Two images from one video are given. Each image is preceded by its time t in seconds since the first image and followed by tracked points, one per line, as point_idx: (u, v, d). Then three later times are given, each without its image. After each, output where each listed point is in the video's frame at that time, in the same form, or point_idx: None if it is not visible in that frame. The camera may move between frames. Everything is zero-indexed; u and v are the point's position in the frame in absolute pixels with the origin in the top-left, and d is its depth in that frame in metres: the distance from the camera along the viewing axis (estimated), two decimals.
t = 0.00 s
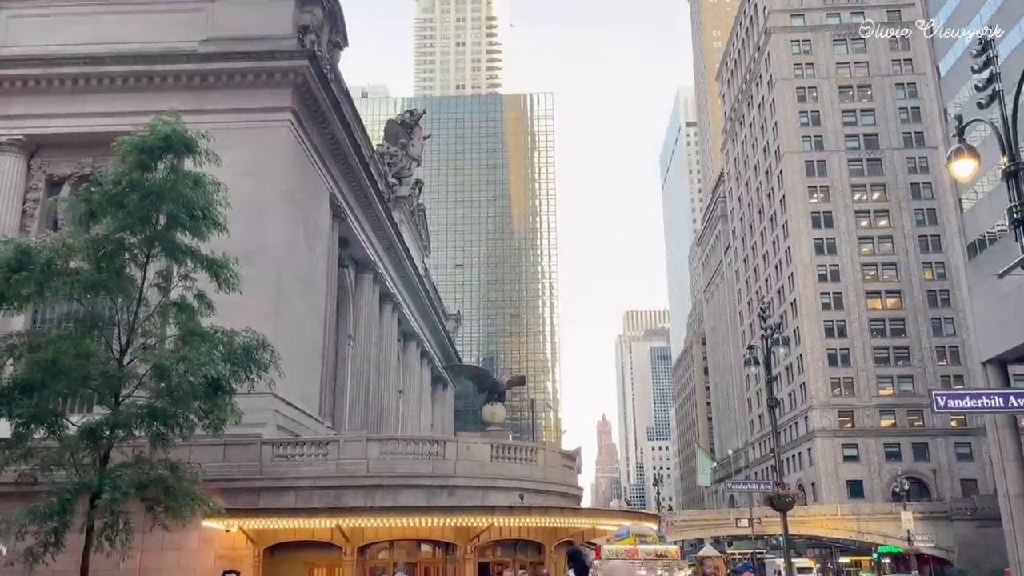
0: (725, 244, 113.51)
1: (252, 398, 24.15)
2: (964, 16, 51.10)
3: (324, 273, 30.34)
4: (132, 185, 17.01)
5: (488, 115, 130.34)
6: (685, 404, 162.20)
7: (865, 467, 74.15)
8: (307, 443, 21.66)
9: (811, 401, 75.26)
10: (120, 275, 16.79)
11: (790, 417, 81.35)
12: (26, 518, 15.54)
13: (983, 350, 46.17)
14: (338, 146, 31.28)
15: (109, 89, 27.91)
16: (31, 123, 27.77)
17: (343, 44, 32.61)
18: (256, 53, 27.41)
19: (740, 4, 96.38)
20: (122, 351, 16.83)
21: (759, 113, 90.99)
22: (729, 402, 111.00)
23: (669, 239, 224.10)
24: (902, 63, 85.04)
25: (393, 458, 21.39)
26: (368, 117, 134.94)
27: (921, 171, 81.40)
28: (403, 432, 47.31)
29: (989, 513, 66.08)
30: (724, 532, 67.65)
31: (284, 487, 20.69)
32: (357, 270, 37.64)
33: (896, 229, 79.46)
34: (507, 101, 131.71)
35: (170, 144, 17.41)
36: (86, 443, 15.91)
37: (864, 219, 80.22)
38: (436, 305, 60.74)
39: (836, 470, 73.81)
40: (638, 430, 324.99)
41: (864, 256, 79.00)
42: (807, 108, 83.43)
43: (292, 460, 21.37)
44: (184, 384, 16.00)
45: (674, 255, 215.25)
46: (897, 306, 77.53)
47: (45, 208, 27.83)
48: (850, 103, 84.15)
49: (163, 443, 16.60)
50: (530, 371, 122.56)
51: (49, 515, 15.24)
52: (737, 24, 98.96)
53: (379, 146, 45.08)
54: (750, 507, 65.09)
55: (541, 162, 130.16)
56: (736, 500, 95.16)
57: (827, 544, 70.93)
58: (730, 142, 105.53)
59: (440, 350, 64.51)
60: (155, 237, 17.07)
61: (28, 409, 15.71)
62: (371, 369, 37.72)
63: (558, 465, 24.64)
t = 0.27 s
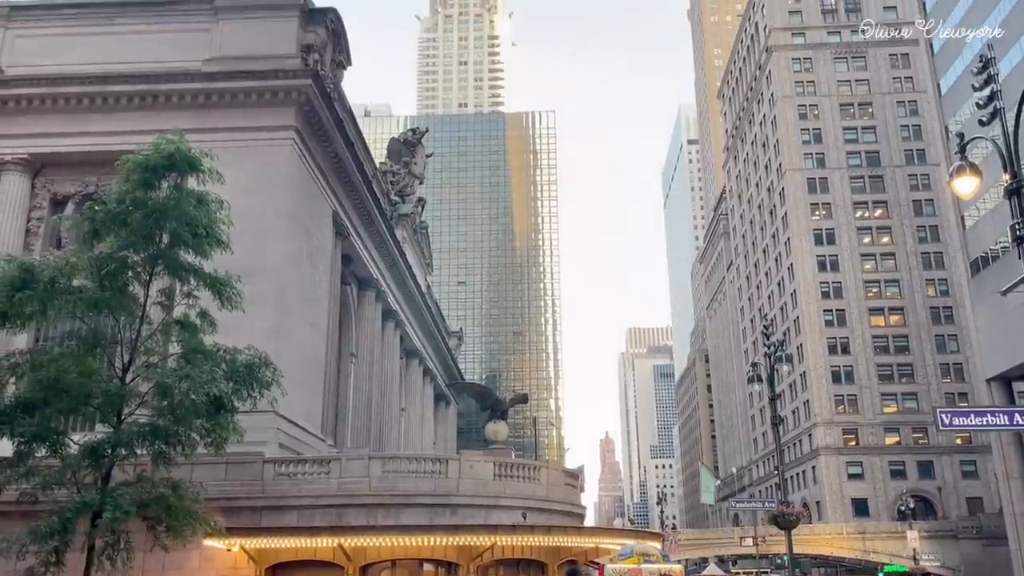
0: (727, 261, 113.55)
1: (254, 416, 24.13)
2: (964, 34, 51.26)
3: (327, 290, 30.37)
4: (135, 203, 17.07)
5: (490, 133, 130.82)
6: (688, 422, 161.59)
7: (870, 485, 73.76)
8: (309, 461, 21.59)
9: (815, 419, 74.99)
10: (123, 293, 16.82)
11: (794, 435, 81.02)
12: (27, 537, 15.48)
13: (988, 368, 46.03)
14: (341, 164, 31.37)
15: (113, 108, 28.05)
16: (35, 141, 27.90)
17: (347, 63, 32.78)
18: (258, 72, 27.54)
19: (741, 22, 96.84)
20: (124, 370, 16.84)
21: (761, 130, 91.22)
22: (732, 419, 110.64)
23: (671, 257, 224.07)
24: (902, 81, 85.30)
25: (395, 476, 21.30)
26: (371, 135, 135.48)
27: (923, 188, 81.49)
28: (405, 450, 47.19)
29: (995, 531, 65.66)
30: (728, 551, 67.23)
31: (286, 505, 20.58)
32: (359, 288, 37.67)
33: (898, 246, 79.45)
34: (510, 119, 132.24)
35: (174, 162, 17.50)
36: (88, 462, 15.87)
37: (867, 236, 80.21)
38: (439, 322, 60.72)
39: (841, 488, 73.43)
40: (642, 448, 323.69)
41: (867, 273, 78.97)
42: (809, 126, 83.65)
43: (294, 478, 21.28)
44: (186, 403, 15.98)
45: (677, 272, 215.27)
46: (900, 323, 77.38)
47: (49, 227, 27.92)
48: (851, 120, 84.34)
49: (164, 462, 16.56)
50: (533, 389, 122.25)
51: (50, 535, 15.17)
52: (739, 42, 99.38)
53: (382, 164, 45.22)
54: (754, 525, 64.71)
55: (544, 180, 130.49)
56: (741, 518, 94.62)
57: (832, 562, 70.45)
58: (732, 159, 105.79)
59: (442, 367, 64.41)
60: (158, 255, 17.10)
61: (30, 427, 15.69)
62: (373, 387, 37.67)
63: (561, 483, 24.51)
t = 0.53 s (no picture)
0: (730, 279, 113.56)
1: (257, 435, 24.10)
2: (965, 53, 51.42)
3: (330, 309, 30.41)
4: (139, 222, 17.13)
5: (493, 152, 131.17)
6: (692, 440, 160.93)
7: (876, 503, 73.32)
8: (312, 480, 21.51)
9: (820, 437, 74.64)
10: (127, 312, 16.81)
11: (798, 453, 80.63)
12: (28, 557, 15.39)
13: (993, 386, 45.90)
14: (344, 184, 31.52)
15: (119, 127, 28.19)
16: (40, 161, 28.02)
17: (350, 83, 32.98)
18: (263, 92, 27.70)
19: (743, 42, 97.34)
20: (127, 388, 16.79)
21: (763, 148, 91.46)
22: (736, 437, 110.18)
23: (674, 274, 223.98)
24: (904, 99, 85.58)
25: (398, 495, 21.23)
26: (375, 154, 136.08)
27: (926, 205, 81.55)
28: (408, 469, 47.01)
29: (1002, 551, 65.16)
30: (733, 571, 66.75)
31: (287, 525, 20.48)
32: (362, 306, 37.64)
33: (901, 263, 79.40)
34: (513, 138, 132.74)
35: (178, 181, 17.58)
36: (89, 481, 15.82)
37: (870, 253, 80.21)
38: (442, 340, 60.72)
39: (846, 507, 73.01)
40: (645, 467, 322.19)
41: (870, 290, 78.90)
42: (811, 144, 83.84)
43: (296, 497, 21.18)
44: (188, 421, 15.93)
45: (679, 289, 215.26)
46: (904, 340, 77.21)
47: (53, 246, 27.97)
48: (853, 138, 84.52)
49: (166, 480, 16.48)
50: (536, 407, 121.92)
51: (51, 554, 15.07)
52: (740, 61, 99.84)
53: (386, 183, 45.31)
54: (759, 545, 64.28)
55: (547, 198, 130.74)
56: (745, 538, 94.01)
57: None
58: (734, 177, 106.05)
59: (445, 385, 64.31)
60: (162, 273, 17.14)
61: (33, 446, 15.66)
62: (376, 406, 37.58)
63: (565, 503, 24.38)
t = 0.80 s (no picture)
0: (733, 297, 113.51)
1: (259, 454, 24.02)
2: (966, 72, 51.62)
3: (333, 327, 30.42)
4: (143, 241, 17.17)
5: (496, 170, 131.62)
6: (696, 459, 160.19)
7: (882, 523, 72.83)
8: (314, 500, 21.42)
9: (824, 456, 74.26)
10: (130, 331, 16.82)
11: (803, 472, 80.21)
12: None
13: (998, 404, 45.75)
14: (348, 202, 31.61)
15: (124, 146, 28.34)
16: (45, 180, 28.15)
17: (354, 102, 33.15)
18: (268, 111, 27.83)
19: (744, 60, 97.81)
20: (130, 407, 16.77)
21: (766, 167, 91.65)
22: (741, 456, 109.69)
23: (678, 292, 223.90)
24: (906, 117, 85.79)
25: (401, 515, 21.10)
26: (378, 173, 136.64)
27: (928, 223, 81.57)
28: (410, 488, 46.83)
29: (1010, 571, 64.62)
30: None
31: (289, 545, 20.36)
32: (365, 324, 37.60)
33: (905, 280, 79.31)
34: (516, 156, 133.20)
35: (183, 201, 17.66)
36: (91, 500, 15.76)
37: (873, 271, 80.15)
38: (445, 359, 60.68)
39: (852, 526, 72.53)
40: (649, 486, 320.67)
41: (874, 308, 78.75)
42: (813, 162, 83.96)
43: (298, 517, 21.09)
44: (191, 440, 15.89)
45: (683, 307, 215.12)
46: (909, 358, 76.96)
47: (57, 264, 28.06)
48: (856, 156, 84.66)
49: (168, 499, 16.41)
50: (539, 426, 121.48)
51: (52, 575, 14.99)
52: (742, 80, 100.26)
53: (389, 201, 45.41)
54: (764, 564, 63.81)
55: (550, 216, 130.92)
56: (751, 558, 93.36)
57: None
58: (737, 195, 106.25)
59: (448, 404, 64.17)
60: (166, 292, 17.17)
61: (35, 465, 15.63)
62: (378, 425, 37.48)
63: (568, 522, 24.23)
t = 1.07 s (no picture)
0: (737, 315, 113.35)
1: (262, 473, 23.95)
2: (968, 90, 51.78)
3: (337, 344, 30.44)
4: (147, 259, 17.22)
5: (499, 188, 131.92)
6: (701, 478, 159.24)
7: (888, 543, 72.30)
8: (317, 519, 21.34)
9: (830, 475, 73.82)
10: (134, 349, 16.81)
11: (808, 491, 79.72)
12: None
13: (1004, 423, 45.55)
14: (352, 221, 31.67)
15: (130, 166, 28.48)
16: (50, 199, 28.27)
17: (359, 121, 33.29)
18: (272, 130, 27.97)
19: (746, 79, 98.23)
20: (133, 425, 16.75)
21: (768, 185, 91.82)
22: (745, 475, 109.11)
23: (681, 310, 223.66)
24: (908, 135, 85.97)
25: (403, 535, 20.99)
26: (382, 191, 137.15)
27: (932, 241, 81.52)
28: (413, 508, 46.60)
29: None
30: None
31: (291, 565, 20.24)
32: (368, 342, 37.52)
33: (909, 298, 79.17)
34: (519, 174, 133.56)
35: (187, 219, 17.73)
36: (93, 519, 15.70)
37: (877, 288, 80.06)
38: (448, 377, 60.56)
39: (858, 546, 72.01)
40: (654, 506, 319.03)
41: (878, 326, 78.58)
42: (816, 180, 84.06)
43: (301, 536, 21.01)
44: (193, 459, 15.84)
45: (686, 326, 214.86)
46: (914, 376, 76.68)
47: (61, 283, 28.14)
48: (858, 174, 84.77)
49: (170, 519, 16.35)
50: (542, 445, 120.93)
51: None
52: (744, 99, 100.62)
53: (393, 220, 45.45)
54: None
55: (553, 234, 131.06)
56: None
57: None
58: (740, 213, 106.35)
59: (451, 422, 63.96)
60: (170, 311, 17.19)
61: (37, 485, 15.58)
62: (381, 444, 37.35)
63: (572, 542, 24.06)
